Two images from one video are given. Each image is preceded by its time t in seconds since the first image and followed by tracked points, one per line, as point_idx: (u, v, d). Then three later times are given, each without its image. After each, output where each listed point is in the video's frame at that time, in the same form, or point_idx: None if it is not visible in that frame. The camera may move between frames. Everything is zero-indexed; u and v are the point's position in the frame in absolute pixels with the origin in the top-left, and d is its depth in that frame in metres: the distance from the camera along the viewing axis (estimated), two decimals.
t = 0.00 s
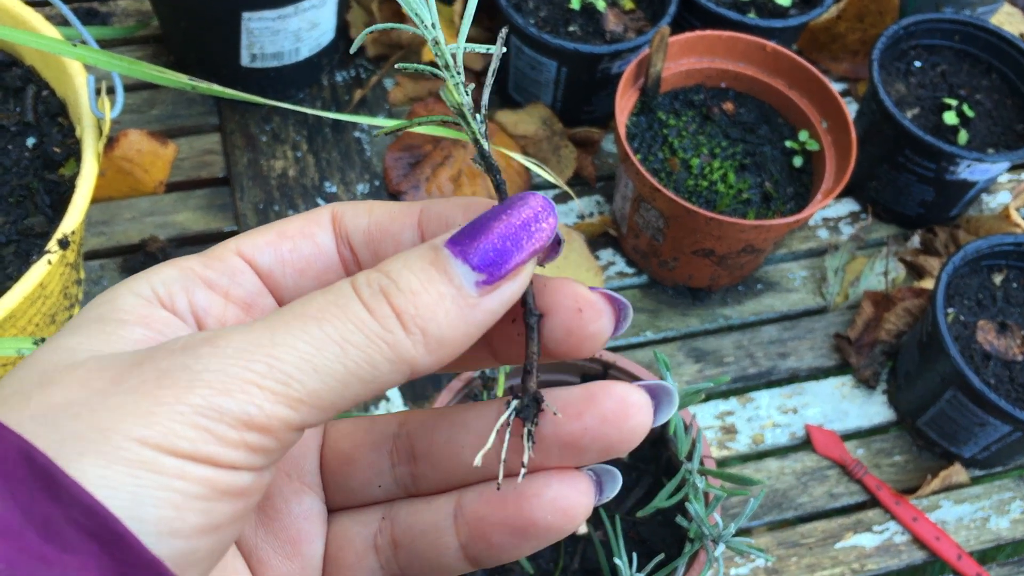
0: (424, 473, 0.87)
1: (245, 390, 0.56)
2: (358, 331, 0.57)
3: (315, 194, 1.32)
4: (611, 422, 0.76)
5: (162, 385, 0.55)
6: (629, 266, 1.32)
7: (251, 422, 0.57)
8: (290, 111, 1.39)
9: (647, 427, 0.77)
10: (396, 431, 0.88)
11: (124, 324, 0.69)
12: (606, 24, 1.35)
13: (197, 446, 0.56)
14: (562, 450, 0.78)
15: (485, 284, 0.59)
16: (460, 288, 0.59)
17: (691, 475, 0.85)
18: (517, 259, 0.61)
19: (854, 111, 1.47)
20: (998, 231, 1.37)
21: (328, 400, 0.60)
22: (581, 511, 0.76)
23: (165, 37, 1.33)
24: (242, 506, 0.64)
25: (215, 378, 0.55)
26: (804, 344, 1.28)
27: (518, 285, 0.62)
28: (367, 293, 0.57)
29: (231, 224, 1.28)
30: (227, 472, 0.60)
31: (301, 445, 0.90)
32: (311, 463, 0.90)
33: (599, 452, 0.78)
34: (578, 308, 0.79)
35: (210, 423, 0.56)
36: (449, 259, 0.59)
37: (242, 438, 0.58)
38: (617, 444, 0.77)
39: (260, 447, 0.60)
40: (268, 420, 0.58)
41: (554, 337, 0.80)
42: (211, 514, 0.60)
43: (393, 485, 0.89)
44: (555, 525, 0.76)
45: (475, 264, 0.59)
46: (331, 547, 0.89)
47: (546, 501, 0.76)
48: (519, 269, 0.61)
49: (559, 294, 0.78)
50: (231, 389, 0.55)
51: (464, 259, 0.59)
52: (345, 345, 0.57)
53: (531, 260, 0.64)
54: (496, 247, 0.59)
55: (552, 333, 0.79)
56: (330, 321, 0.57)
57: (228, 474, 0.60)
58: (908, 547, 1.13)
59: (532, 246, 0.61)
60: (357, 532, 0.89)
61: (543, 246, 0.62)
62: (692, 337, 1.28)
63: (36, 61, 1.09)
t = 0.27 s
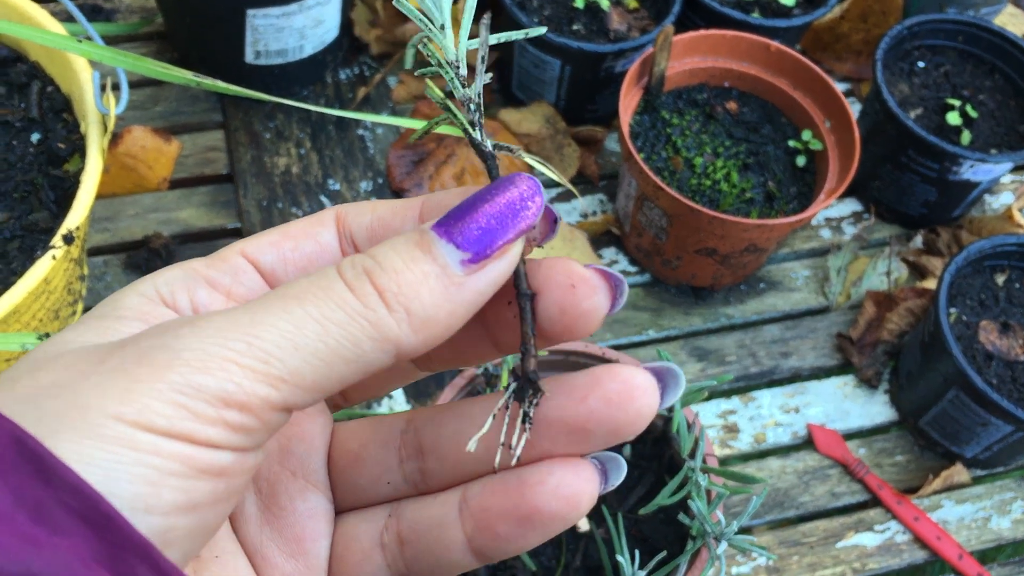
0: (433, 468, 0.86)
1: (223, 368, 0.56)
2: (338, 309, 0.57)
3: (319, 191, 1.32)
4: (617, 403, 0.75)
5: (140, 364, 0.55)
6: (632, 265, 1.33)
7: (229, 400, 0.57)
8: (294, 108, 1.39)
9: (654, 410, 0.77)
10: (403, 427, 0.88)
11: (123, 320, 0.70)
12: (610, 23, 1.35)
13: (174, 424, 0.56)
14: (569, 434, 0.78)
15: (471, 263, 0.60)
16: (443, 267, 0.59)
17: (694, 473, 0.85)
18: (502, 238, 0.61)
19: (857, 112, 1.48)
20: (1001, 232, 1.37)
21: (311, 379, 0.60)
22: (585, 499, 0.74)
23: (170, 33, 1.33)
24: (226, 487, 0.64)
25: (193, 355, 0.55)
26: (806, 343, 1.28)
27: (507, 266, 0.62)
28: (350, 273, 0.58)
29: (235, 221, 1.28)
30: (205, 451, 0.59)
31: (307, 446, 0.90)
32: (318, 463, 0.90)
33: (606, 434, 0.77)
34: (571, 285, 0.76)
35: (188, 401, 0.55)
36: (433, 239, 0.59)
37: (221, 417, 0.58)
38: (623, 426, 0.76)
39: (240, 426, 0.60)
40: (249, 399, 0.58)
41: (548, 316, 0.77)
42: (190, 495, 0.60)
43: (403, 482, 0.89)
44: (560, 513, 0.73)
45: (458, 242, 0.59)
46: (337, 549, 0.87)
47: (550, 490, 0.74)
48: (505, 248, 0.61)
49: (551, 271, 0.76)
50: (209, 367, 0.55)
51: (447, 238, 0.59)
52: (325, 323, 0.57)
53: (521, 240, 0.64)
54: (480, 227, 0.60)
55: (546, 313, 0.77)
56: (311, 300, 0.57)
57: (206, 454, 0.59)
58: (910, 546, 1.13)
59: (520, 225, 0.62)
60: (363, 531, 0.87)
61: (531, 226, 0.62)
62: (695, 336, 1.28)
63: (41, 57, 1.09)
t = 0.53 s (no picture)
0: (434, 464, 0.86)
1: (206, 360, 0.55)
2: (327, 302, 0.57)
3: (318, 189, 1.32)
4: (620, 390, 0.75)
5: (126, 356, 0.55)
6: (630, 265, 1.32)
7: (213, 392, 0.57)
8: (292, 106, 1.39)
9: (658, 397, 0.77)
10: (404, 423, 0.88)
11: (115, 317, 0.69)
12: (609, 23, 1.35)
13: (156, 415, 0.55)
14: (571, 426, 0.78)
15: (463, 256, 0.60)
16: (437, 261, 0.60)
17: (690, 473, 0.85)
18: (495, 232, 0.61)
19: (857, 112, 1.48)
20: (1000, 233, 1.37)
21: (297, 373, 0.59)
22: (588, 490, 0.74)
23: (169, 31, 1.33)
24: (211, 482, 0.63)
25: (177, 348, 0.55)
26: (804, 344, 1.28)
27: (499, 259, 0.63)
28: (341, 268, 0.58)
29: (233, 218, 1.27)
30: (188, 444, 0.59)
31: (305, 446, 0.89)
32: (316, 463, 0.89)
33: (610, 423, 0.77)
34: (573, 276, 0.76)
35: (171, 393, 0.55)
36: (425, 233, 0.60)
37: (205, 410, 0.57)
38: (626, 416, 0.76)
39: (225, 419, 0.59)
40: (234, 392, 0.58)
41: (550, 308, 0.77)
42: (170, 490, 0.59)
43: (404, 479, 0.88)
44: (562, 504, 0.74)
45: (450, 236, 0.60)
46: (336, 549, 0.86)
47: (552, 481, 0.74)
48: (499, 242, 0.61)
49: (551, 263, 0.76)
50: (193, 359, 0.55)
51: (439, 232, 0.60)
52: (313, 316, 0.57)
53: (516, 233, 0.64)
54: (472, 222, 0.60)
55: (547, 305, 0.76)
56: (299, 293, 0.57)
57: (190, 447, 0.59)
58: (907, 548, 1.13)
59: (514, 219, 0.62)
60: (362, 530, 0.86)
61: (526, 219, 0.62)
62: (693, 336, 1.28)
63: (40, 53, 1.09)
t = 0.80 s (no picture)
0: (448, 446, 0.86)
1: (180, 350, 0.56)
2: (311, 289, 0.59)
3: (316, 191, 1.32)
4: (633, 359, 0.73)
5: (99, 348, 0.55)
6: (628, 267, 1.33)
7: (189, 384, 0.57)
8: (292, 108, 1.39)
9: (674, 360, 0.75)
10: (413, 410, 0.89)
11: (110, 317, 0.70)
12: (608, 26, 1.35)
13: (127, 409, 0.56)
14: (588, 397, 0.77)
15: (457, 240, 0.62)
16: (428, 245, 0.61)
17: (685, 476, 0.86)
18: (490, 214, 0.62)
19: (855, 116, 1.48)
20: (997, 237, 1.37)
21: (276, 362, 0.60)
22: (608, 463, 0.73)
23: (169, 32, 1.34)
24: (188, 480, 0.63)
25: (150, 338, 0.56)
26: (801, 347, 1.28)
27: (495, 243, 0.64)
28: (328, 255, 0.60)
29: (231, 220, 1.28)
30: (162, 439, 0.59)
31: (310, 442, 0.89)
32: (323, 459, 0.89)
33: (626, 393, 0.76)
34: (574, 258, 0.76)
35: (142, 386, 0.56)
36: (417, 218, 0.61)
37: (180, 403, 0.58)
38: (643, 382, 0.74)
39: (201, 413, 0.60)
40: (212, 384, 0.58)
41: (550, 292, 0.76)
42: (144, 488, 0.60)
43: (419, 464, 0.88)
44: (583, 479, 0.73)
45: (443, 219, 0.61)
46: (351, 542, 0.86)
47: (570, 455, 0.73)
48: (492, 224, 0.63)
49: (551, 246, 0.76)
50: (170, 349, 0.56)
51: (431, 215, 0.61)
52: (296, 304, 0.58)
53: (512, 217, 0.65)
54: (467, 206, 0.62)
55: (547, 288, 0.76)
56: (281, 282, 0.58)
57: (164, 442, 0.59)
58: (903, 551, 1.13)
59: (509, 202, 0.63)
60: (377, 522, 0.86)
61: (522, 201, 0.64)
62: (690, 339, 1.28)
63: (40, 55, 1.10)
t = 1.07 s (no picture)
0: (449, 426, 0.86)
1: (155, 327, 0.56)
2: (288, 259, 0.59)
3: (316, 189, 1.32)
4: (630, 326, 0.74)
5: (74, 329, 0.56)
6: (628, 267, 1.32)
7: (166, 361, 0.57)
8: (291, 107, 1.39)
9: (670, 329, 0.76)
10: (412, 391, 0.89)
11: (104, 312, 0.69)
12: (609, 25, 1.35)
13: (104, 391, 0.56)
14: (584, 369, 0.77)
15: (441, 212, 0.62)
16: (412, 214, 0.61)
17: (684, 475, 0.86)
18: (476, 187, 0.62)
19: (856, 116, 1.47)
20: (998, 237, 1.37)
21: (255, 334, 0.60)
22: (609, 433, 0.73)
23: (168, 30, 1.34)
24: (171, 462, 0.64)
25: (122, 317, 0.56)
26: (802, 347, 1.28)
27: (481, 216, 0.64)
28: (306, 224, 0.60)
29: (230, 218, 1.28)
30: (142, 420, 0.60)
31: (306, 428, 0.88)
32: (322, 445, 0.88)
33: (623, 361, 0.76)
34: (560, 230, 0.75)
35: (118, 366, 0.56)
36: (402, 189, 0.62)
37: (158, 382, 0.58)
38: (641, 350, 0.75)
39: (181, 391, 0.60)
40: (190, 360, 0.58)
41: (537, 266, 0.76)
42: (129, 469, 0.61)
43: (421, 445, 0.88)
44: (585, 450, 0.73)
45: (428, 189, 0.61)
46: (354, 525, 0.85)
47: (571, 426, 0.73)
48: (478, 197, 0.63)
49: (537, 219, 0.76)
50: (145, 326, 0.56)
51: (417, 185, 0.61)
52: (273, 275, 0.58)
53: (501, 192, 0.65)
54: (452, 179, 0.62)
55: (534, 263, 0.76)
56: (257, 253, 0.58)
57: (144, 423, 0.60)
58: (903, 552, 1.13)
59: (496, 176, 0.63)
60: (380, 504, 0.85)
61: (509, 175, 0.63)
62: (690, 338, 1.27)
63: (39, 52, 1.10)
